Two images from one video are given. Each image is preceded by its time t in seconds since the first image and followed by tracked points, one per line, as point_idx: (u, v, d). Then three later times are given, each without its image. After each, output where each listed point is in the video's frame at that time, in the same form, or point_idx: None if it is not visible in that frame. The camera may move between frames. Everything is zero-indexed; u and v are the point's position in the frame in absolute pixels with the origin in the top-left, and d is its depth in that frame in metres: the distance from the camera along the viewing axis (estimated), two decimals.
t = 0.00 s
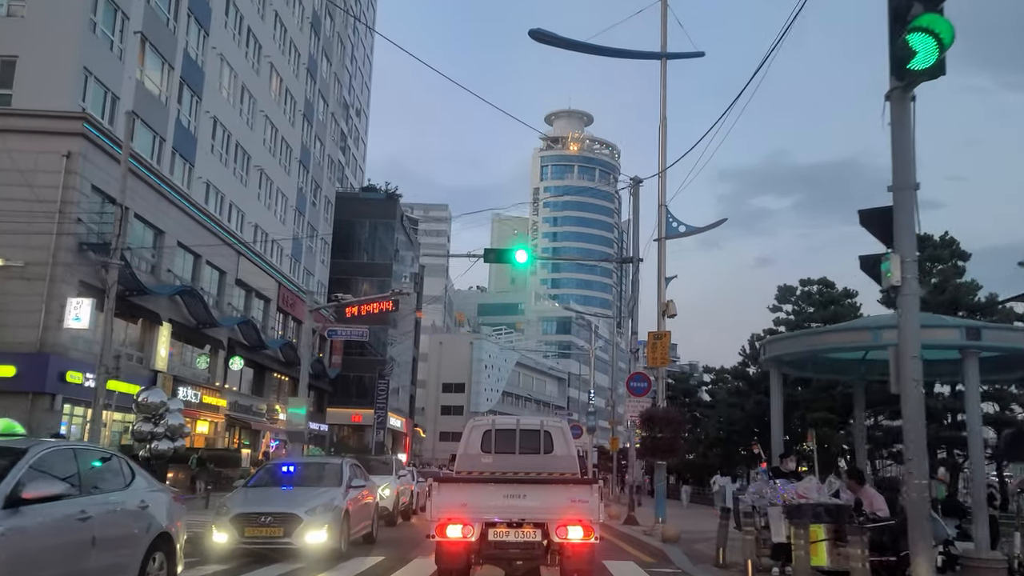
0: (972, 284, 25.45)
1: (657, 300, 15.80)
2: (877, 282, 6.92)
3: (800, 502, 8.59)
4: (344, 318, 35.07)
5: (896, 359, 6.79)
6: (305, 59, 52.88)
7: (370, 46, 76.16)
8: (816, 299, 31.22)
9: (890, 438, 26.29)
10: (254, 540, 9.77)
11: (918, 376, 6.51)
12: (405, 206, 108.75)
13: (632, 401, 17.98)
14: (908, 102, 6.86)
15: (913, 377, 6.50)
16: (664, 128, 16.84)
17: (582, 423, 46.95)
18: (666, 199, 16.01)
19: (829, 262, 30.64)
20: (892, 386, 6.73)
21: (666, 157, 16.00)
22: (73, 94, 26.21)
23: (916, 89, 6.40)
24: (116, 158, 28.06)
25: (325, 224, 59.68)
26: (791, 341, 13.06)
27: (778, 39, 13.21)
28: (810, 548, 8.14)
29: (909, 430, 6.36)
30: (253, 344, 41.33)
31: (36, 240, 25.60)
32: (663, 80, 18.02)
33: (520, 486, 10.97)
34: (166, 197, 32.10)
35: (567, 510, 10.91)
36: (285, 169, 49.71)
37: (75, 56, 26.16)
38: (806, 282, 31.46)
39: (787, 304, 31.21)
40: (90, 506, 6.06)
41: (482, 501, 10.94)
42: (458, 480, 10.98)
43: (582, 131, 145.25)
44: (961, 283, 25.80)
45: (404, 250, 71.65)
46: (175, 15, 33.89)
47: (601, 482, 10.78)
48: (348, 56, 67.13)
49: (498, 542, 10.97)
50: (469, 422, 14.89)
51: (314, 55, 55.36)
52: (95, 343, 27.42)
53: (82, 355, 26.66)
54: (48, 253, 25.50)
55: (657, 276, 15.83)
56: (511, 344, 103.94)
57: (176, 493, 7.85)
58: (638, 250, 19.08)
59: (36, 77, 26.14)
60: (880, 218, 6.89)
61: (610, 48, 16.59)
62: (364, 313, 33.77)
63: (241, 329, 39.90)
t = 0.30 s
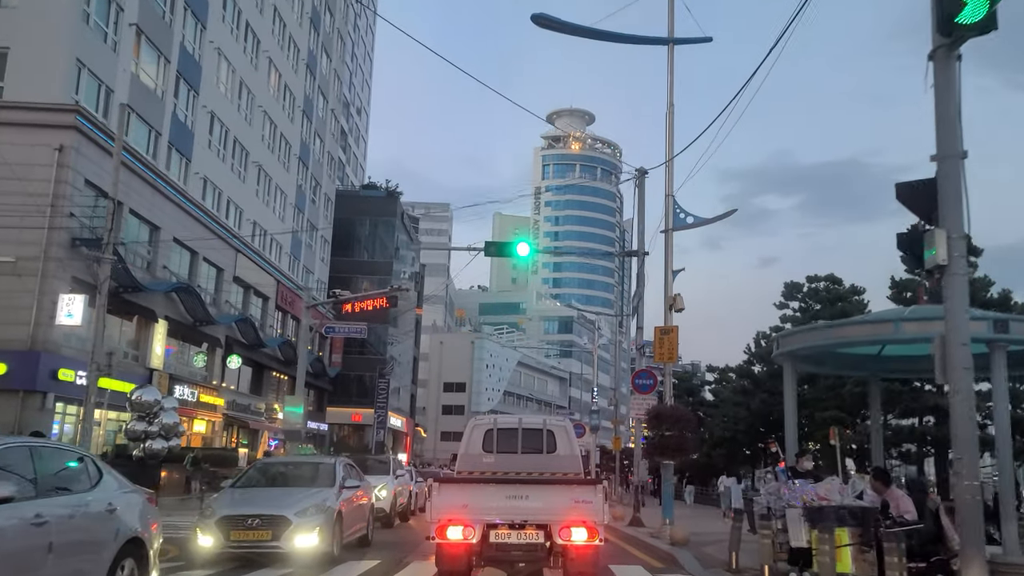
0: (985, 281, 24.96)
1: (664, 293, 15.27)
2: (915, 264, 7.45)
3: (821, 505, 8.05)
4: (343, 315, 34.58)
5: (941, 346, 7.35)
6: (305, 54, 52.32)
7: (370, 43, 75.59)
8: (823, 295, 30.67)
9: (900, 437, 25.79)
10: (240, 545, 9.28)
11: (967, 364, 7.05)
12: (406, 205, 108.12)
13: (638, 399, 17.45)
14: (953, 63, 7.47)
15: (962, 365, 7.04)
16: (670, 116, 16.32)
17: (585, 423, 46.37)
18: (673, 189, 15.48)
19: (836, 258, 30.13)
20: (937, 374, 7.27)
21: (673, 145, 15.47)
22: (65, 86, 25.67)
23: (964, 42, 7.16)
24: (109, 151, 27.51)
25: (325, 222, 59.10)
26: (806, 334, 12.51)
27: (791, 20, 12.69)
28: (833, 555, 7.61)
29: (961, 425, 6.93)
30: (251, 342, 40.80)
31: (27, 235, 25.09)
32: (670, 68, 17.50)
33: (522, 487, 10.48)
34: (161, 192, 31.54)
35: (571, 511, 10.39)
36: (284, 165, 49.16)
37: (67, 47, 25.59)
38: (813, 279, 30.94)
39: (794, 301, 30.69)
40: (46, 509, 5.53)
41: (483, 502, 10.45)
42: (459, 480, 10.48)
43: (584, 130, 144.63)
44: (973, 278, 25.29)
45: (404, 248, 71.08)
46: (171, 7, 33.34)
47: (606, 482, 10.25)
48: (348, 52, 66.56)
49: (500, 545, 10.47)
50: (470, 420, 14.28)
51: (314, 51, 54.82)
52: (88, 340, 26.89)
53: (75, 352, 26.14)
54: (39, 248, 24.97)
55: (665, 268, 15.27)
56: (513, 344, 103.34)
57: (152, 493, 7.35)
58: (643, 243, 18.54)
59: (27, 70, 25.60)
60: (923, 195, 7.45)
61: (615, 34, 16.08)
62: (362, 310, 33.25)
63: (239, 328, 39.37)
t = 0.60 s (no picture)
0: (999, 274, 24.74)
1: (671, 286, 14.75)
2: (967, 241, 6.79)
3: (845, 507, 7.57)
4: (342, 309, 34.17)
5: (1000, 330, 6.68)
6: (304, 49, 51.78)
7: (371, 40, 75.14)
8: (830, 291, 30.09)
9: (909, 435, 25.32)
10: (226, 547, 8.81)
11: None
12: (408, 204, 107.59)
13: (643, 395, 16.93)
14: (1009, 14, 6.94)
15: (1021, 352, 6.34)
16: (677, 103, 15.79)
17: (587, 421, 45.81)
18: (680, 178, 14.95)
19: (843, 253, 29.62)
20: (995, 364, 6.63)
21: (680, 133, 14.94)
22: (58, 77, 25.14)
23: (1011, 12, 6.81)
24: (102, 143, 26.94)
25: (325, 218, 58.59)
26: (824, 327, 12.04)
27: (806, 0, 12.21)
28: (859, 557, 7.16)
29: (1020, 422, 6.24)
30: (250, 339, 40.30)
31: (18, 229, 24.58)
32: (676, 54, 16.96)
33: (524, 486, 9.96)
34: (157, 187, 31.03)
35: (576, 511, 9.86)
36: (283, 161, 48.67)
37: (60, 38, 25.09)
38: (819, 274, 30.44)
39: (800, 297, 30.13)
40: None
41: (484, 502, 9.93)
42: (460, 479, 9.97)
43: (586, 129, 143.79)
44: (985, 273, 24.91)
45: (405, 246, 70.61)
46: None
47: (612, 481, 9.72)
48: (349, 49, 66.05)
49: (501, 546, 9.96)
50: (471, 418, 13.76)
51: (313, 46, 54.34)
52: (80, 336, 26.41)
53: (67, 349, 25.65)
54: (31, 242, 24.49)
55: (672, 260, 14.75)
56: (514, 343, 102.80)
57: (124, 497, 6.88)
58: (648, 235, 18.01)
59: (21, 61, 25.06)
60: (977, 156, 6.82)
61: (620, 18, 15.56)
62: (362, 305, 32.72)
63: (237, 325, 38.85)
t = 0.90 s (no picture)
0: (1012, 271, 24.18)
1: (679, 279, 14.22)
2: None
3: (873, 510, 7.02)
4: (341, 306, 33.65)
5: None
6: (304, 44, 51.21)
7: (372, 36, 74.54)
8: (838, 288, 29.53)
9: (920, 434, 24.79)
10: (209, 551, 8.30)
11: None
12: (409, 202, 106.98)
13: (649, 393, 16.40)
14: None
15: None
16: (685, 89, 15.24)
17: (590, 420, 45.26)
18: (688, 167, 14.41)
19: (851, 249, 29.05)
20: None
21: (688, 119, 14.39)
22: (51, 68, 24.59)
23: None
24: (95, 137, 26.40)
25: (325, 216, 58.03)
26: (842, 320, 11.53)
27: None
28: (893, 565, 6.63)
29: None
30: (248, 337, 39.83)
31: (10, 223, 24.07)
32: (685, 39, 16.41)
33: (528, 487, 9.44)
34: (152, 182, 30.48)
35: (580, 512, 9.33)
36: (283, 157, 48.15)
37: (52, 28, 24.54)
38: (827, 270, 29.88)
39: (807, 294, 29.57)
40: None
41: (486, 503, 9.41)
42: (460, 478, 9.45)
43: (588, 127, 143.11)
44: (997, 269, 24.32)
45: (406, 244, 70.10)
46: None
47: (619, 481, 9.20)
48: (349, 45, 65.48)
49: (504, 549, 9.43)
50: (472, 416, 13.24)
51: (313, 42, 53.81)
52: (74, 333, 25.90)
53: (61, 346, 25.14)
54: (22, 236, 23.98)
55: (680, 251, 14.22)
56: (515, 342, 102.23)
57: (89, 497, 6.42)
58: (654, 228, 17.46)
59: (14, 52, 24.52)
60: None
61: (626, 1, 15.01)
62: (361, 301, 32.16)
63: (236, 322, 38.34)
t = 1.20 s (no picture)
0: None
1: (687, 272, 13.72)
2: None
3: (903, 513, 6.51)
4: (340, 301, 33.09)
5: None
6: (303, 38, 50.64)
7: (372, 33, 73.94)
8: (845, 284, 28.99)
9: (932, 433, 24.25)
10: (192, 555, 7.80)
11: None
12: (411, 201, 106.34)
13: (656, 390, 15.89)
14: None
15: None
16: (692, 75, 14.72)
17: (592, 419, 44.73)
18: (696, 155, 13.90)
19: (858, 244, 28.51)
20: None
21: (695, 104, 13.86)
22: (44, 60, 24.07)
23: None
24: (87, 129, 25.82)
25: (325, 214, 57.50)
26: (860, 313, 11.03)
27: None
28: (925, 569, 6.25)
29: None
30: (247, 335, 39.37)
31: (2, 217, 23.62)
32: (692, 25, 15.90)
33: (531, 487, 8.94)
34: (148, 177, 29.95)
35: (585, 514, 8.83)
36: (282, 153, 47.65)
37: (46, 19, 24.04)
38: (834, 267, 29.34)
39: (814, 291, 29.04)
40: None
41: (487, 504, 8.89)
42: (461, 478, 8.92)
43: (590, 126, 142.46)
44: (1010, 264, 23.81)
45: (407, 242, 69.52)
46: None
47: (626, 480, 8.70)
48: (349, 41, 64.88)
49: (506, 551, 8.91)
50: (474, 416, 12.73)
51: (313, 38, 53.27)
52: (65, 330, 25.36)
53: (53, 343, 24.63)
54: (14, 231, 23.49)
55: (689, 243, 13.71)
56: (517, 341, 101.71)
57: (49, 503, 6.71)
58: (660, 220, 16.91)
59: (6, 43, 24.00)
60: None
61: None
62: (359, 296, 31.57)
63: (233, 320, 37.84)
